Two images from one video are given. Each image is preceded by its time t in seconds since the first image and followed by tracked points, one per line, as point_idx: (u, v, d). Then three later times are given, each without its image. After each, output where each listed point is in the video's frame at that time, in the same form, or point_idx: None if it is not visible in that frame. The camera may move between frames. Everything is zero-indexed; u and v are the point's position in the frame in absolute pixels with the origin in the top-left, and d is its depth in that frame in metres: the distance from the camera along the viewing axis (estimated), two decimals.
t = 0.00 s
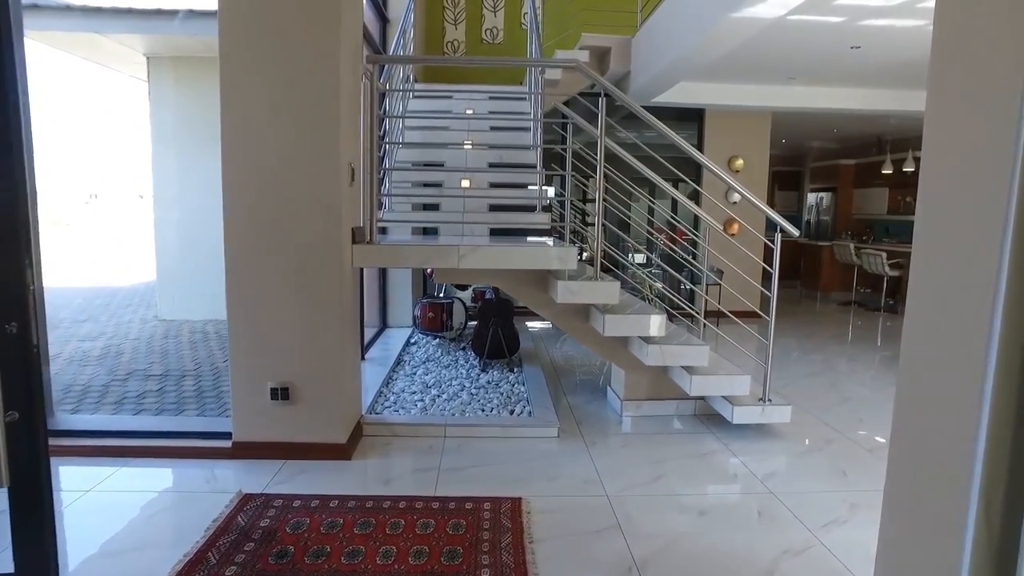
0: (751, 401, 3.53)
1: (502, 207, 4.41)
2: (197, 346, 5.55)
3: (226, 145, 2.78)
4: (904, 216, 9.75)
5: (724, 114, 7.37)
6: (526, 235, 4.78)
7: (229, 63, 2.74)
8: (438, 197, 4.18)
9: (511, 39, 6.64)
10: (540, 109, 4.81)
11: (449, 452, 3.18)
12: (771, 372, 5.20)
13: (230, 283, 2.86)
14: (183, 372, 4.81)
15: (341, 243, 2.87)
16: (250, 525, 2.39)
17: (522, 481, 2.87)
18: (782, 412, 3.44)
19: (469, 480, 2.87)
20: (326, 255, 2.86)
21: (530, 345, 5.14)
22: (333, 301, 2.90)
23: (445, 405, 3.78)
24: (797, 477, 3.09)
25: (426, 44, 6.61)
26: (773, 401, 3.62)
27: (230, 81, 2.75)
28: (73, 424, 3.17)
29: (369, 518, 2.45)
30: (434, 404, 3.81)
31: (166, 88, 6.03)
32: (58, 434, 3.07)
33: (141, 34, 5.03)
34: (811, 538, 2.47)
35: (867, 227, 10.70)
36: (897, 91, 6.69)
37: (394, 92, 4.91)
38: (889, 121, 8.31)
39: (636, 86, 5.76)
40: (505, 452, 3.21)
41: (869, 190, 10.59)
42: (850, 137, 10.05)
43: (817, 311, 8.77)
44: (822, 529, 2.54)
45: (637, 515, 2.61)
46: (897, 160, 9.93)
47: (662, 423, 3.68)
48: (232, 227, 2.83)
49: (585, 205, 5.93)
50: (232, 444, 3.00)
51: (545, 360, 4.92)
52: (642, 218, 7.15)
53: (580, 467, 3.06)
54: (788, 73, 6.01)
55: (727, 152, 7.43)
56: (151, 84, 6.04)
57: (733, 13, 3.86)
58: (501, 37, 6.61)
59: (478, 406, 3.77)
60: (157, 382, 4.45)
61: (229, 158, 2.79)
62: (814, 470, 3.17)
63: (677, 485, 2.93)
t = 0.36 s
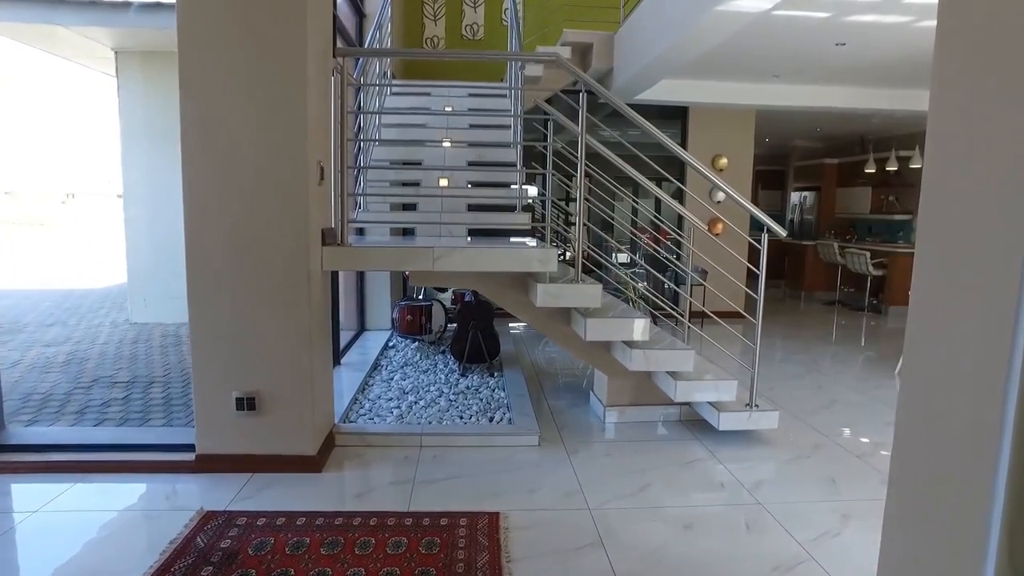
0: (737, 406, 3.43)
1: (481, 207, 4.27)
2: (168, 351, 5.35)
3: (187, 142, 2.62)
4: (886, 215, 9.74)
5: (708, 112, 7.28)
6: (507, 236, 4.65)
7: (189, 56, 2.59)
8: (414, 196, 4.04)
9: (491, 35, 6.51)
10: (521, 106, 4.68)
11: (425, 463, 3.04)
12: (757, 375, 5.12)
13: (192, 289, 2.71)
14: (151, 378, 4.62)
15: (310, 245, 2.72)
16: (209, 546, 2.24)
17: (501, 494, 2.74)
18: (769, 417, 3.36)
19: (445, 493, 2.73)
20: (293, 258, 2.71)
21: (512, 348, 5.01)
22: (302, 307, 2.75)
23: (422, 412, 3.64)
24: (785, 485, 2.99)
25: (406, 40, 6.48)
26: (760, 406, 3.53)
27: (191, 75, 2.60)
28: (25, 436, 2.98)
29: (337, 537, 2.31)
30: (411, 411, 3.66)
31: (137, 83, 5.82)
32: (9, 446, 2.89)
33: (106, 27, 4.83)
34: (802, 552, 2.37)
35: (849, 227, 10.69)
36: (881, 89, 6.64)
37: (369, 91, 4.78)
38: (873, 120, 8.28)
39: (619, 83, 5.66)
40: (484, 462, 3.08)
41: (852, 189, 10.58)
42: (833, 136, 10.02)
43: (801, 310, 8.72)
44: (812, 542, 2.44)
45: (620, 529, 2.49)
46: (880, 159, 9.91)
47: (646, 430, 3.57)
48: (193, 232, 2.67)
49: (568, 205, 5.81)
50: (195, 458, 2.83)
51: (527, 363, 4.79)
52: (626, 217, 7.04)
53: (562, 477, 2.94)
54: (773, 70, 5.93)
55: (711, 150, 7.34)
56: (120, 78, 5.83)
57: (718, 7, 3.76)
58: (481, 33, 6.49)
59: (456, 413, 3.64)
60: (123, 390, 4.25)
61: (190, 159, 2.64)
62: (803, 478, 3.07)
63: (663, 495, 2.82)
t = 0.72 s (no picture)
0: (724, 413, 3.33)
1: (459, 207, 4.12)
2: (135, 357, 5.13)
3: (142, 140, 2.46)
4: (868, 215, 9.73)
5: (691, 110, 7.19)
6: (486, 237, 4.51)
7: (144, 48, 2.42)
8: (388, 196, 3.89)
9: (471, 31, 6.36)
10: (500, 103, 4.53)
11: (400, 476, 2.90)
12: (743, 378, 5.01)
13: (150, 296, 2.54)
14: (115, 386, 4.40)
15: (275, 249, 2.56)
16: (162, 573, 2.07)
17: (479, 510, 2.60)
18: (757, 424, 3.26)
19: (420, 509, 2.59)
20: (257, 263, 2.55)
21: (492, 352, 4.87)
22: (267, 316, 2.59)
23: (398, 421, 3.49)
24: (775, 495, 2.88)
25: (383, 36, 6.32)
26: (747, 412, 3.42)
27: (145, 69, 2.43)
28: None
29: (302, 561, 2.16)
30: (386, 421, 3.50)
31: (100, 77, 5.60)
32: None
33: (66, 19, 4.61)
34: (795, 570, 2.25)
35: (831, 226, 10.67)
36: (864, 88, 6.60)
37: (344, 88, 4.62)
38: (855, 119, 8.25)
39: (601, 80, 5.54)
40: (462, 474, 2.94)
41: (834, 189, 10.57)
42: (815, 136, 10.00)
43: (785, 311, 8.67)
44: (805, 558, 2.33)
45: (604, 547, 2.36)
46: (862, 158, 9.90)
47: (630, 438, 3.45)
48: (149, 236, 2.50)
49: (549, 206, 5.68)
50: (154, 474, 2.65)
51: (507, 368, 4.65)
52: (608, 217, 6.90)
53: (544, 490, 2.81)
54: (757, 68, 5.85)
55: (694, 149, 7.26)
56: (84, 73, 5.60)
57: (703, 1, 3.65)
58: (460, 29, 6.33)
59: (433, 422, 3.49)
60: (84, 400, 4.04)
61: (145, 159, 2.47)
62: (792, 487, 2.97)
63: (648, 508, 2.70)
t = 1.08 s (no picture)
0: (710, 421, 3.23)
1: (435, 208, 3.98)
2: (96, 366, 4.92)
3: (93, 138, 2.29)
4: (848, 215, 9.74)
5: (672, 109, 7.12)
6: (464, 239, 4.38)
7: (95, 39, 2.25)
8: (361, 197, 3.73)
9: (448, 28, 6.22)
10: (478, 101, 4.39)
11: (374, 492, 2.75)
12: (726, 381, 4.93)
13: (103, 305, 2.37)
14: (74, 396, 4.19)
15: (237, 254, 2.41)
16: None
17: (457, 528, 2.47)
18: (744, 432, 3.17)
19: (394, 529, 2.45)
20: (219, 270, 2.39)
21: (471, 357, 4.74)
22: (230, 326, 2.44)
23: (372, 432, 3.34)
24: (763, 507, 2.78)
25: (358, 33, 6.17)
26: (733, 419, 3.33)
27: (97, 61, 2.26)
28: None
29: None
30: (360, 431, 3.35)
31: (59, 72, 5.37)
32: None
33: (22, 9, 4.40)
34: None
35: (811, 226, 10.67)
36: (844, 88, 6.57)
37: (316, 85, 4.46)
38: (834, 119, 8.23)
39: (582, 78, 5.43)
40: (439, 489, 2.80)
41: (813, 189, 10.58)
42: (794, 136, 10.00)
43: (766, 311, 8.63)
44: None
45: (588, 567, 2.24)
46: (840, 158, 9.91)
47: (613, 448, 3.34)
48: (102, 240, 2.33)
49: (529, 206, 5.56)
50: (108, 493, 2.48)
51: (486, 374, 4.52)
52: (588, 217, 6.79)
53: (525, 505, 2.69)
54: (739, 66, 5.78)
55: (675, 149, 7.18)
56: (40, 66, 5.37)
57: None
58: (438, 26, 6.18)
59: (409, 433, 3.35)
60: (40, 411, 3.83)
61: (96, 158, 2.30)
62: (781, 498, 2.88)
63: (634, 522, 2.59)
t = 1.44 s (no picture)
0: (694, 424, 3.14)
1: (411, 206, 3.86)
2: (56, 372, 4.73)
3: (40, 131, 2.13)
4: (825, 214, 9.76)
5: (652, 107, 7.05)
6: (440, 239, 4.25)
7: (40, 25, 2.10)
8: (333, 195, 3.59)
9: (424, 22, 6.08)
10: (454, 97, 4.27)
11: (346, 504, 2.62)
12: (709, 382, 4.85)
13: (51, 310, 2.21)
14: (30, 404, 4.00)
15: (197, 255, 2.26)
16: None
17: (432, 542, 2.35)
18: (728, 436, 3.09)
19: (365, 543, 2.33)
20: (177, 271, 2.25)
21: (448, 359, 4.62)
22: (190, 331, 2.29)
23: (345, 439, 3.21)
24: (750, 513, 2.71)
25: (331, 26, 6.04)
26: (717, 422, 3.25)
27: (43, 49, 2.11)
28: None
29: None
30: (332, 439, 3.22)
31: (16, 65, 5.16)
32: None
33: None
34: None
35: (789, 225, 10.69)
36: (823, 86, 6.55)
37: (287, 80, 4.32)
38: (813, 117, 8.23)
39: (561, 74, 5.33)
40: (416, 499, 2.68)
41: (791, 188, 10.60)
42: (773, 134, 10.00)
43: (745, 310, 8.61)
44: None
45: None
46: (818, 157, 9.93)
47: (595, 453, 3.24)
48: (50, 241, 2.18)
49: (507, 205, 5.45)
50: (58, 511, 2.32)
51: (463, 376, 4.40)
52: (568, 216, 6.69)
53: (505, 516, 2.58)
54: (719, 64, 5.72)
55: (655, 147, 7.11)
56: None
57: None
58: (413, 21, 6.04)
59: (384, 440, 3.22)
60: None
61: (45, 154, 2.15)
62: (767, 503, 2.80)
63: (619, 532, 2.49)
